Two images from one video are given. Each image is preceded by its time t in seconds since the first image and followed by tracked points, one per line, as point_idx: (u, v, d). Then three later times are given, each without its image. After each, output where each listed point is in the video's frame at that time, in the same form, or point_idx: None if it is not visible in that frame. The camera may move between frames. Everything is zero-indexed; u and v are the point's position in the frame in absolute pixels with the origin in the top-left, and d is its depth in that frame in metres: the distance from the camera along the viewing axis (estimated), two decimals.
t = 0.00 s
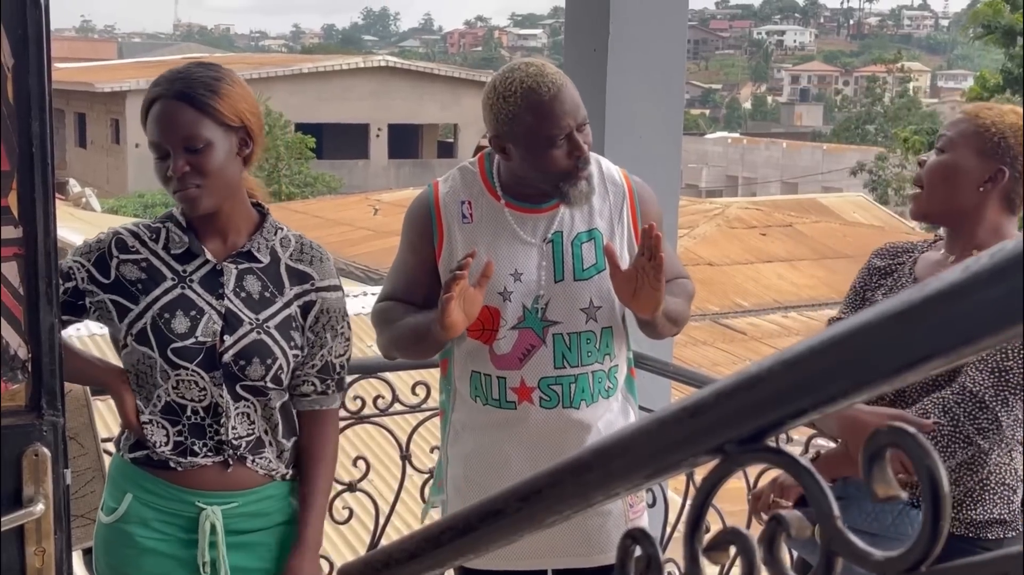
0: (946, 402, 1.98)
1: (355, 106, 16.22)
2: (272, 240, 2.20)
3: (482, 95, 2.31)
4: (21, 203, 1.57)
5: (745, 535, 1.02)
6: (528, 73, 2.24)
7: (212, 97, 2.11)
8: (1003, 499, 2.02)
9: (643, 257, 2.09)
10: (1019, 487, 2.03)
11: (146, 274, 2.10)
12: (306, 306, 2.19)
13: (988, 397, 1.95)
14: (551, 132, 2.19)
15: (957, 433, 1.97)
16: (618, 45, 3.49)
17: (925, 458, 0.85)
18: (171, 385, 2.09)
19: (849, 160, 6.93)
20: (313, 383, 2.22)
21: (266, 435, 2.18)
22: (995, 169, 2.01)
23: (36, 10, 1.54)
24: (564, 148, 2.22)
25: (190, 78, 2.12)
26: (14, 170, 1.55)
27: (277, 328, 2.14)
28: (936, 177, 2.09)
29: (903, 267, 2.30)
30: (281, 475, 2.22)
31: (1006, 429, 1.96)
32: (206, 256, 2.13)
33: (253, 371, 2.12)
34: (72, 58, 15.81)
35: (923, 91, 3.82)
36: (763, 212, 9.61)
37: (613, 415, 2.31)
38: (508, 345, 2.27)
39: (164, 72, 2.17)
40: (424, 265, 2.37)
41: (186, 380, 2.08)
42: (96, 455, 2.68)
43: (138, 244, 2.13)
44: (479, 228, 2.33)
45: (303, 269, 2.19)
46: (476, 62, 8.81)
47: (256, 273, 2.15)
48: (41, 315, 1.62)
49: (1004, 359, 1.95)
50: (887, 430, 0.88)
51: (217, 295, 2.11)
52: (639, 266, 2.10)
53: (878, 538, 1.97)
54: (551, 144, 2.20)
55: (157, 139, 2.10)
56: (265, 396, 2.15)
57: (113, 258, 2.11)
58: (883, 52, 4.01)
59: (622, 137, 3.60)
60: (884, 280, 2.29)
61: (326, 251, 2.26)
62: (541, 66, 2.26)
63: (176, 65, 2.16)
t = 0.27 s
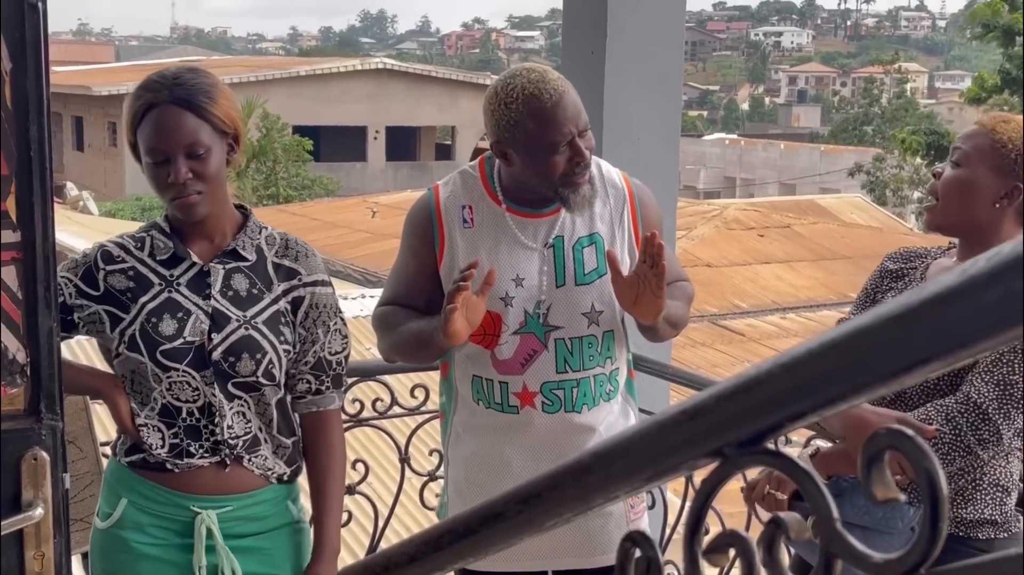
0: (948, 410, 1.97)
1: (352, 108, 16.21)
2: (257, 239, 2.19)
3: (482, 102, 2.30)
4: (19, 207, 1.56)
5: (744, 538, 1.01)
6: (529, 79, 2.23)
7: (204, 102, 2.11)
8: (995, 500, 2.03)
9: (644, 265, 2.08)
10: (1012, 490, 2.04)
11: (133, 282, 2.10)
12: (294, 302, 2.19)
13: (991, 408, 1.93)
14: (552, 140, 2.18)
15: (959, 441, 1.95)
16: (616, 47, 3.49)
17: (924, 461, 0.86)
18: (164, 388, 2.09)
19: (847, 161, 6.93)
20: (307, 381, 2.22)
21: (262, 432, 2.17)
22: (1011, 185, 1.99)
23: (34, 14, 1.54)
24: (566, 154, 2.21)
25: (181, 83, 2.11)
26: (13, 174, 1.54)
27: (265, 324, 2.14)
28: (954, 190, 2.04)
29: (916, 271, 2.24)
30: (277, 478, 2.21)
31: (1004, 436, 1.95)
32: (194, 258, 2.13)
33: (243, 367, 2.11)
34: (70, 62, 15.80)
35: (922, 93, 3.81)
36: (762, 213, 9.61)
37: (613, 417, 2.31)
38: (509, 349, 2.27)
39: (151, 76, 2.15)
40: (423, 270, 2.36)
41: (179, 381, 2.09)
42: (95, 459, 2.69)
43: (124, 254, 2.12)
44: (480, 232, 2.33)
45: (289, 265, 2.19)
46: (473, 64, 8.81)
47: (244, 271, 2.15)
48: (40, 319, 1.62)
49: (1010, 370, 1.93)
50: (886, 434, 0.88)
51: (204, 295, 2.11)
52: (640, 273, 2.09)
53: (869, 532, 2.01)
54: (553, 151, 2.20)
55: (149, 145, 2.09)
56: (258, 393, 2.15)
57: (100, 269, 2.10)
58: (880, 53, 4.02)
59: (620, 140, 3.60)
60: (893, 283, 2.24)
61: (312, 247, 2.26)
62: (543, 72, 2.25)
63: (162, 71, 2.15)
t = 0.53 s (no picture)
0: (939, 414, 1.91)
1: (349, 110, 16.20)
2: (246, 241, 2.19)
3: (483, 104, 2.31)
4: (18, 211, 1.55)
5: (742, 540, 1.02)
6: (527, 80, 2.22)
7: (201, 106, 2.11)
8: (985, 502, 2.00)
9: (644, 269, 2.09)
10: (1003, 491, 2.02)
11: (123, 289, 2.09)
12: (284, 304, 2.18)
13: (984, 416, 1.87)
14: (545, 141, 2.17)
15: (948, 446, 1.91)
16: (613, 49, 3.49)
17: (921, 463, 0.85)
18: (155, 394, 2.09)
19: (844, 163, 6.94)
20: (301, 382, 2.22)
21: (253, 439, 2.17)
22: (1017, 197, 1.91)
23: (32, 19, 1.53)
24: (558, 158, 2.19)
25: (177, 86, 2.11)
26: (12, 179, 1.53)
27: (254, 327, 2.14)
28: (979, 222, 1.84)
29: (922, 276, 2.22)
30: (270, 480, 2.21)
31: (997, 441, 1.90)
32: (182, 263, 2.12)
33: (232, 371, 2.11)
34: (66, 65, 15.80)
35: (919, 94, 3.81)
36: (759, 214, 9.61)
37: (612, 420, 2.32)
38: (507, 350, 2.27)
39: (147, 77, 2.13)
40: (423, 274, 2.36)
41: (169, 387, 2.09)
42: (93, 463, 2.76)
43: (112, 260, 2.11)
44: (480, 234, 2.32)
45: (278, 267, 2.18)
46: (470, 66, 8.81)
47: (234, 274, 2.14)
48: (39, 323, 1.61)
49: (1006, 378, 1.86)
50: (884, 437, 0.88)
51: (192, 300, 2.10)
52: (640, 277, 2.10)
53: (855, 529, 1.97)
54: (545, 152, 2.18)
55: (144, 148, 2.08)
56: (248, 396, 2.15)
57: (89, 276, 2.10)
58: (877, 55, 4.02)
59: (617, 142, 3.60)
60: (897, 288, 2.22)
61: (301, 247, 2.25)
62: (543, 74, 2.25)
63: (155, 72, 2.14)
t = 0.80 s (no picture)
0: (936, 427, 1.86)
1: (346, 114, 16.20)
2: (236, 244, 2.18)
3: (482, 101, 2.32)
4: (15, 216, 1.54)
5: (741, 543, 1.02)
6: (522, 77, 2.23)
7: (205, 110, 2.11)
8: (986, 509, 2.00)
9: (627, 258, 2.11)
10: (1003, 497, 2.01)
11: (115, 296, 2.09)
12: (275, 305, 2.18)
13: (980, 425, 1.83)
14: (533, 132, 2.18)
15: (946, 457, 1.86)
16: (610, 52, 3.49)
17: (918, 466, 0.85)
18: (151, 400, 2.08)
19: (841, 166, 6.94)
20: (295, 383, 2.21)
21: (251, 441, 2.17)
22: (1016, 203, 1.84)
23: (30, 24, 1.53)
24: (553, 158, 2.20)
25: (180, 91, 2.11)
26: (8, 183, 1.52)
27: (247, 331, 2.13)
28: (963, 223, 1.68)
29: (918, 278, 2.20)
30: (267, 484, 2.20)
31: (996, 449, 1.85)
32: (173, 268, 2.12)
33: (226, 376, 2.10)
34: (63, 70, 15.79)
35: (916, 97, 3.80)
36: (756, 217, 9.62)
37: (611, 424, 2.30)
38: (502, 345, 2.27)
39: (146, 81, 2.13)
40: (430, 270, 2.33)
41: (164, 394, 2.08)
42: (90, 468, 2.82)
43: (103, 268, 2.11)
44: (478, 228, 2.32)
45: (268, 269, 2.18)
46: (467, 70, 8.81)
47: (225, 277, 2.14)
48: (36, 327, 1.60)
49: (1002, 387, 1.81)
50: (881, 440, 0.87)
51: (184, 305, 2.10)
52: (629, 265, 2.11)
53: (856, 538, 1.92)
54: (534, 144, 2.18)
55: (146, 151, 2.08)
56: (244, 400, 2.14)
57: (81, 284, 2.09)
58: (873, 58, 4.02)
59: (614, 145, 3.60)
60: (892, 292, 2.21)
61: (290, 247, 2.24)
62: (538, 70, 2.26)
63: (153, 76, 2.13)
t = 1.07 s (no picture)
0: (940, 440, 1.87)
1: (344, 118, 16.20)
2: (232, 246, 2.18)
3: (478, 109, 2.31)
4: (12, 220, 1.54)
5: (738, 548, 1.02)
6: (522, 83, 2.22)
7: (204, 118, 2.13)
8: (987, 513, 2.01)
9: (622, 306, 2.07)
10: (1002, 500, 2.02)
11: (112, 300, 2.09)
12: (272, 308, 2.17)
13: (986, 440, 1.85)
14: (536, 143, 2.18)
15: (952, 472, 1.88)
16: (607, 56, 3.49)
17: (913, 469, 0.85)
18: (147, 404, 2.08)
19: (839, 170, 6.94)
20: (289, 386, 2.21)
21: (247, 445, 2.16)
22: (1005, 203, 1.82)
23: (27, 29, 1.53)
24: (555, 162, 2.20)
25: (181, 100, 2.12)
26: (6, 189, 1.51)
27: (242, 334, 2.12)
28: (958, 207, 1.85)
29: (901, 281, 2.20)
30: (267, 485, 2.21)
31: (998, 460, 1.88)
32: (169, 273, 2.12)
33: (221, 379, 2.10)
34: (60, 74, 15.77)
35: (912, 100, 3.80)
36: (754, 221, 9.62)
37: (602, 433, 2.29)
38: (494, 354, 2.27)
39: (144, 89, 2.13)
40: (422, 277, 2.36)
41: (159, 398, 2.08)
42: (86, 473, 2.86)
43: (101, 272, 2.11)
44: (471, 238, 2.32)
45: (263, 271, 2.17)
46: (464, 74, 8.82)
47: (221, 281, 2.13)
48: (34, 332, 1.59)
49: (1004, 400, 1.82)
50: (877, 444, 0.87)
51: (180, 309, 2.10)
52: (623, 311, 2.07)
53: (859, 550, 1.97)
54: (537, 155, 2.19)
55: (148, 159, 2.07)
56: (240, 403, 2.13)
57: (79, 288, 2.09)
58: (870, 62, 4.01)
59: (611, 148, 3.59)
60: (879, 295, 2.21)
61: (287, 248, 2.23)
62: (538, 77, 2.25)
63: (149, 85, 2.15)
